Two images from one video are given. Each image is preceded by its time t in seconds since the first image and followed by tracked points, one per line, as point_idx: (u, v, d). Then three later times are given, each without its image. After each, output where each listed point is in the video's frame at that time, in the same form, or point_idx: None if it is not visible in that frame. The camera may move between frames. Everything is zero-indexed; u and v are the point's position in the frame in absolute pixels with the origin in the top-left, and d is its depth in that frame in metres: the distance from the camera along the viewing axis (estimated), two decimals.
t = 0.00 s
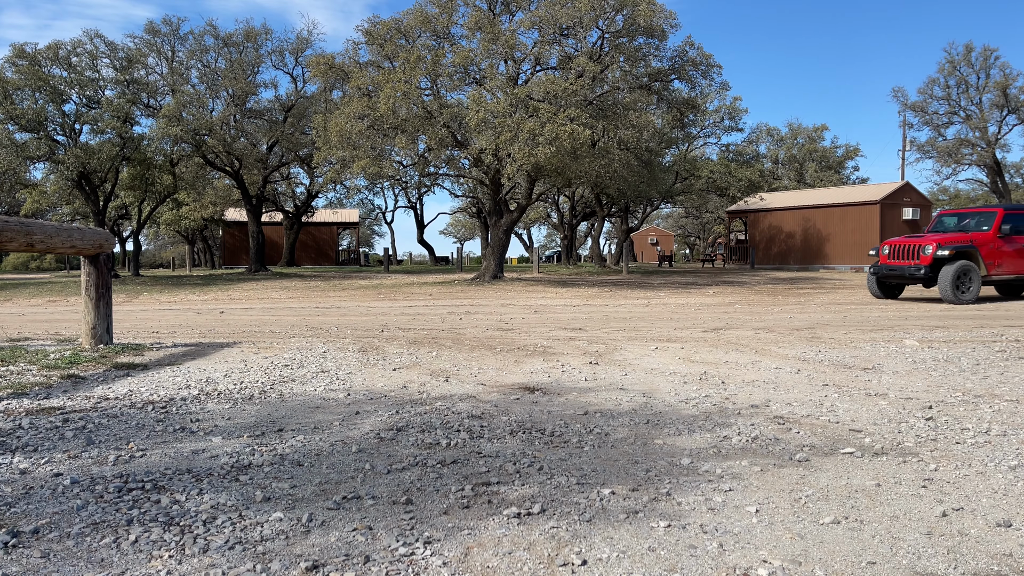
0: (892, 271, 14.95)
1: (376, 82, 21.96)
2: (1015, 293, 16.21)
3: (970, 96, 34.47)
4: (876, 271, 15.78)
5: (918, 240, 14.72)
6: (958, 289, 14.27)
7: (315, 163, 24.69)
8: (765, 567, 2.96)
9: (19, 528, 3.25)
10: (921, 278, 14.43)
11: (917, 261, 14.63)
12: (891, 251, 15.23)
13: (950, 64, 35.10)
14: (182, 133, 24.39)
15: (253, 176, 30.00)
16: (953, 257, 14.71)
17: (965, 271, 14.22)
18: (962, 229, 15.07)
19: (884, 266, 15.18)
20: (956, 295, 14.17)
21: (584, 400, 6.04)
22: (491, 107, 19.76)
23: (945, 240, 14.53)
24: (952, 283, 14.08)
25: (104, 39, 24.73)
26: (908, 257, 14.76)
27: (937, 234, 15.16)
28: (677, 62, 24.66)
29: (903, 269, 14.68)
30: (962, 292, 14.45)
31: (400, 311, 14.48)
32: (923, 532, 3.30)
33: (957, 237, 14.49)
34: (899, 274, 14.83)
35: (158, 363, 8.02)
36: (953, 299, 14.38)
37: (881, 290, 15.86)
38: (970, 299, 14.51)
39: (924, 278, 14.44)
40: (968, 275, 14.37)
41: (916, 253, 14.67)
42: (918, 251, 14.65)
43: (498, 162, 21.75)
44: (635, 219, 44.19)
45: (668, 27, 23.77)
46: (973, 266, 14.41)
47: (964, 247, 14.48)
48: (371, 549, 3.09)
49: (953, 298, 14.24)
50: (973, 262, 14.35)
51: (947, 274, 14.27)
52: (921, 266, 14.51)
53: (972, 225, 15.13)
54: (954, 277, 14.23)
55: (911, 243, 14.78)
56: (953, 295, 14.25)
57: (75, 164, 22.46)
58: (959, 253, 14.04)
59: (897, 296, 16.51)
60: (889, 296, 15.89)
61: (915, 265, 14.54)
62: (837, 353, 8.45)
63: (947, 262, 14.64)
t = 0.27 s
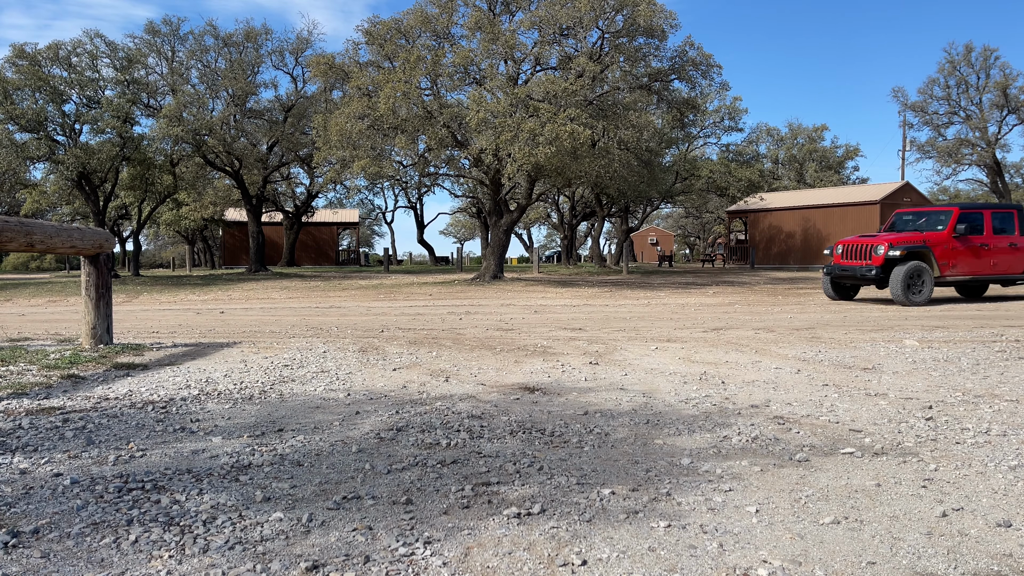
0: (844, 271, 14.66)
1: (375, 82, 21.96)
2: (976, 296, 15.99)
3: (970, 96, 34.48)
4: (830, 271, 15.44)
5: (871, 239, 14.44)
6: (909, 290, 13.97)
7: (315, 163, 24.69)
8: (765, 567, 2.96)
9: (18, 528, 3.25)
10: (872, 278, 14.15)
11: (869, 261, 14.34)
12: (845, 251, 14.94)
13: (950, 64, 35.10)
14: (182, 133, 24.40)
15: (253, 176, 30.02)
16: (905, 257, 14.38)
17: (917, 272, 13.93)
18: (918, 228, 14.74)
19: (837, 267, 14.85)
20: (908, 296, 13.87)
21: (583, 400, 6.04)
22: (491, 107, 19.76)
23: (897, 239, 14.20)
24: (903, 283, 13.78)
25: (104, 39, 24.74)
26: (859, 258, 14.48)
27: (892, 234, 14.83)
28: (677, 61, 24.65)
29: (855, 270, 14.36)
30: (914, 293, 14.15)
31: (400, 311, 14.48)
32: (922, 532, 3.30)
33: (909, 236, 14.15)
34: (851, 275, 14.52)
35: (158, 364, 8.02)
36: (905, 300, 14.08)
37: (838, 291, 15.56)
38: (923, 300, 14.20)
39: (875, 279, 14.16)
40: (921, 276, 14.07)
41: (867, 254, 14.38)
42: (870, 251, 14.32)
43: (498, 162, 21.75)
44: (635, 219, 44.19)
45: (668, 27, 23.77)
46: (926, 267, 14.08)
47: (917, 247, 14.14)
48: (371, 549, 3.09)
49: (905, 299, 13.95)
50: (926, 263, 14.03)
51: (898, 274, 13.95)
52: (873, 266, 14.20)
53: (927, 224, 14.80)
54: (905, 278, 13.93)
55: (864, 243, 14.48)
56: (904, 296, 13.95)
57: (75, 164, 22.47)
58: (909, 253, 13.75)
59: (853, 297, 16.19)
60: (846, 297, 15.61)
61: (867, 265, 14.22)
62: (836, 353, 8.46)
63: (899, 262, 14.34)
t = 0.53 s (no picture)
0: (796, 273, 14.39)
1: (375, 82, 21.96)
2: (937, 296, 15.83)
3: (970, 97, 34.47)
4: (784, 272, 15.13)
5: (822, 239, 14.19)
6: (860, 292, 13.70)
7: (315, 163, 24.69)
8: (765, 567, 2.96)
9: (19, 528, 3.25)
10: (821, 279, 13.87)
11: (819, 262, 14.08)
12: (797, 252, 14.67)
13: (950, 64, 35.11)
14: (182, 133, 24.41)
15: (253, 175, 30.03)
16: (857, 257, 14.02)
17: (868, 273, 13.69)
18: (871, 228, 14.37)
19: (789, 268, 14.54)
20: (858, 298, 13.59)
21: (584, 400, 6.04)
22: (492, 107, 19.75)
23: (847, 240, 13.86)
24: (853, 284, 13.51)
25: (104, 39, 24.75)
26: (811, 259, 14.24)
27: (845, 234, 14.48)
28: (678, 62, 24.65)
29: (806, 271, 14.07)
30: (866, 295, 13.87)
31: (400, 311, 14.47)
32: (923, 532, 3.30)
33: (860, 237, 13.82)
34: (802, 276, 14.22)
35: (158, 364, 8.02)
36: (856, 302, 13.80)
37: (791, 293, 15.27)
38: (872, 303, 13.89)
39: (825, 281, 13.89)
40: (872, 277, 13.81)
41: (818, 254, 14.14)
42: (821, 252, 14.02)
43: (498, 162, 21.75)
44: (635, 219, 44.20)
45: (668, 27, 23.78)
46: (878, 268, 13.79)
47: (867, 247, 13.80)
48: (371, 549, 3.09)
49: (857, 300, 13.68)
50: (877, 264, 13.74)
51: (849, 276, 13.67)
52: (823, 267, 13.90)
53: (880, 224, 14.41)
54: (856, 279, 13.68)
55: (816, 243, 14.21)
56: (855, 298, 13.68)
57: (75, 164, 22.47)
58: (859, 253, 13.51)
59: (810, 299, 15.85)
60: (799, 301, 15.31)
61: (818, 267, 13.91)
62: (836, 353, 8.46)
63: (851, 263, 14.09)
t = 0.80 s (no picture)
0: (748, 275, 14.09)
1: (376, 83, 21.95)
2: (895, 297, 15.74)
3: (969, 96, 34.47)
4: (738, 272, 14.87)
5: (774, 239, 13.92)
6: (812, 294, 13.42)
7: (315, 163, 24.69)
8: (765, 567, 2.96)
9: (19, 528, 3.25)
10: (772, 281, 13.59)
11: (771, 263, 13.80)
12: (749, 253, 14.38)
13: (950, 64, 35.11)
14: (183, 133, 24.41)
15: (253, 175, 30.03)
16: (810, 258, 13.75)
17: (820, 275, 13.42)
18: (825, 228, 14.15)
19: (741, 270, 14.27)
20: (809, 300, 13.32)
21: (584, 401, 6.05)
22: (492, 107, 19.75)
23: (799, 240, 13.61)
24: (805, 286, 13.23)
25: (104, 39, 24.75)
26: (763, 259, 13.95)
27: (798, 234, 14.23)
28: (677, 62, 24.66)
29: (757, 273, 13.80)
30: (818, 297, 13.59)
31: (400, 311, 14.47)
32: (923, 532, 3.30)
33: (813, 237, 13.57)
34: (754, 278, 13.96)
35: (158, 364, 8.02)
36: (809, 305, 13.52)
37: (744, 295, 14.90)
38: (820, 306, 13.54)
39: (777, 282, 13.60)
40: (824, 279, 13.54)
41: (769, 255, 13.86)
42: (773, 252, 13.75)
43: (498, 162, 21.75)
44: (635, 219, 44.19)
45: (668, 27, 23.79)
46: (829, 269, 13.52)
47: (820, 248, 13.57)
48: (371, 549, 3.09)
49: (809, 302, 13.38)
50: (829, 265, 13.51)
51: (800, 277, 13.40)
52: (774, 268, 13.64)
53: (835, 223, 14.19)
54: (807, 281, 13.40)
55: (768, 244, 13.93)
56: (808, 300, 13.39)
57: (75, 164, 22.46)
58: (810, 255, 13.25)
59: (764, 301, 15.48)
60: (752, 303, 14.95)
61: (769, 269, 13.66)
62: (836, 353, 8.46)
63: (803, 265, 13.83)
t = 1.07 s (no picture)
0: (702, 277, 13.52)
1: (376, 82, 21.94)
2: (852, 299, 15.49)
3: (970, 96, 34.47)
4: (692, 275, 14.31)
5: (728, 240, 13.38)
6: (767, 296, 12.87)
7: (315, 163, 24.69)
8: (765, 567, 2.96)
9: (19, 528, 3.25)
10: (725, 283, 13.03)
11: (724, 265, 13.25)
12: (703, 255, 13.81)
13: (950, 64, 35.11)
14: (182, 133, 24.41)
15: (254, 175, 30.03)
16: (766, 259, 13.19)
17: (775, 277, 12.91)
18: (782, 227, 13.68)
19: (694, 271, 13.71)
20: (764, 303, 12.78)
21: (584, 400, 6.05)
22: (492, 107, 19.75)
23: (753, 241, 13.08)
24: (759, 289, 12.70)
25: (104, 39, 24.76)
26: (716, 261, 13.40)
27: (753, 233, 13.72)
28: (677, 61, 24.66)
29: (710, 274, 13.24)
30: (773, 301, 13.07)
31: (400, 311, 14.46)
32: (923, 533, 3.30)
33: (768, 237, 13.04)
34: (707, 280, 13.40)
35: (158, 364, 8.02)
36: (764, 308, 12.98)
37: (697, 299, 14.37)
38: (775, 308, 12.98)
39: (731, 285, 13.04)
40: (779, 281, 13.04)
41: (723, 256, 13.30)
42: (727, 253, 13.21)
43: (499, 162, 21.76)
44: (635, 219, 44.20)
45: (668, 27, 23.79)
46: (783, 271, 13.01)
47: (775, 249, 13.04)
48: (371, 549, 3.09)
49: (764, 306, 12.86)
50: (783, 266, 13.01)
51: (755, 279, 12.86)
52: (728, 270, 13.09)
53: (790, 222, 13.73)
54: (762, 283, 12.87)
55: (721, 244, 13.38)
56: (762, 303, 12.86)
57: (75, 164, 22.46)
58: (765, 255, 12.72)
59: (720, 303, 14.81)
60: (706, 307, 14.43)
61: (722, 270, 13.11)
62: (836, 353, 8.46)
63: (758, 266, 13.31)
